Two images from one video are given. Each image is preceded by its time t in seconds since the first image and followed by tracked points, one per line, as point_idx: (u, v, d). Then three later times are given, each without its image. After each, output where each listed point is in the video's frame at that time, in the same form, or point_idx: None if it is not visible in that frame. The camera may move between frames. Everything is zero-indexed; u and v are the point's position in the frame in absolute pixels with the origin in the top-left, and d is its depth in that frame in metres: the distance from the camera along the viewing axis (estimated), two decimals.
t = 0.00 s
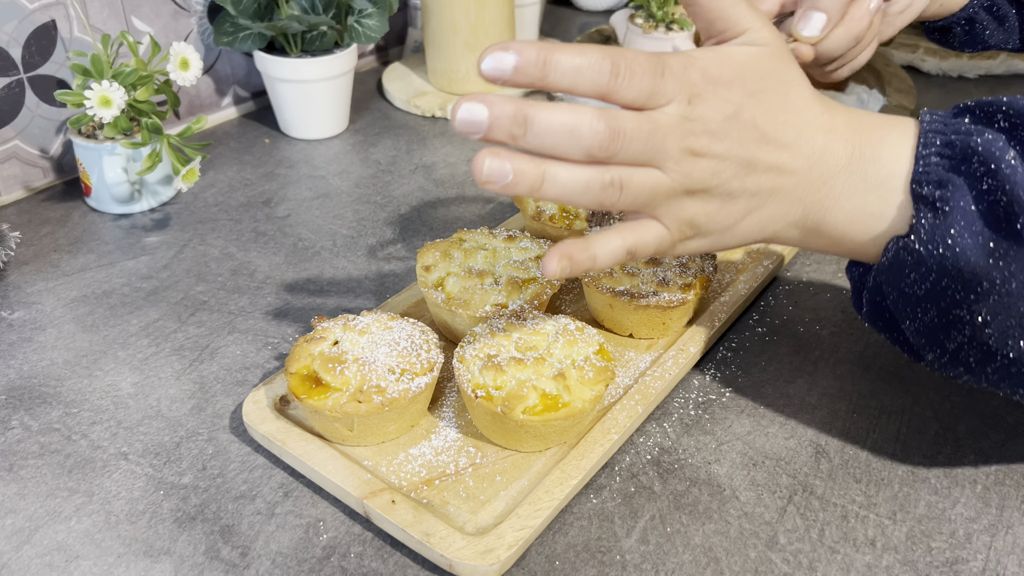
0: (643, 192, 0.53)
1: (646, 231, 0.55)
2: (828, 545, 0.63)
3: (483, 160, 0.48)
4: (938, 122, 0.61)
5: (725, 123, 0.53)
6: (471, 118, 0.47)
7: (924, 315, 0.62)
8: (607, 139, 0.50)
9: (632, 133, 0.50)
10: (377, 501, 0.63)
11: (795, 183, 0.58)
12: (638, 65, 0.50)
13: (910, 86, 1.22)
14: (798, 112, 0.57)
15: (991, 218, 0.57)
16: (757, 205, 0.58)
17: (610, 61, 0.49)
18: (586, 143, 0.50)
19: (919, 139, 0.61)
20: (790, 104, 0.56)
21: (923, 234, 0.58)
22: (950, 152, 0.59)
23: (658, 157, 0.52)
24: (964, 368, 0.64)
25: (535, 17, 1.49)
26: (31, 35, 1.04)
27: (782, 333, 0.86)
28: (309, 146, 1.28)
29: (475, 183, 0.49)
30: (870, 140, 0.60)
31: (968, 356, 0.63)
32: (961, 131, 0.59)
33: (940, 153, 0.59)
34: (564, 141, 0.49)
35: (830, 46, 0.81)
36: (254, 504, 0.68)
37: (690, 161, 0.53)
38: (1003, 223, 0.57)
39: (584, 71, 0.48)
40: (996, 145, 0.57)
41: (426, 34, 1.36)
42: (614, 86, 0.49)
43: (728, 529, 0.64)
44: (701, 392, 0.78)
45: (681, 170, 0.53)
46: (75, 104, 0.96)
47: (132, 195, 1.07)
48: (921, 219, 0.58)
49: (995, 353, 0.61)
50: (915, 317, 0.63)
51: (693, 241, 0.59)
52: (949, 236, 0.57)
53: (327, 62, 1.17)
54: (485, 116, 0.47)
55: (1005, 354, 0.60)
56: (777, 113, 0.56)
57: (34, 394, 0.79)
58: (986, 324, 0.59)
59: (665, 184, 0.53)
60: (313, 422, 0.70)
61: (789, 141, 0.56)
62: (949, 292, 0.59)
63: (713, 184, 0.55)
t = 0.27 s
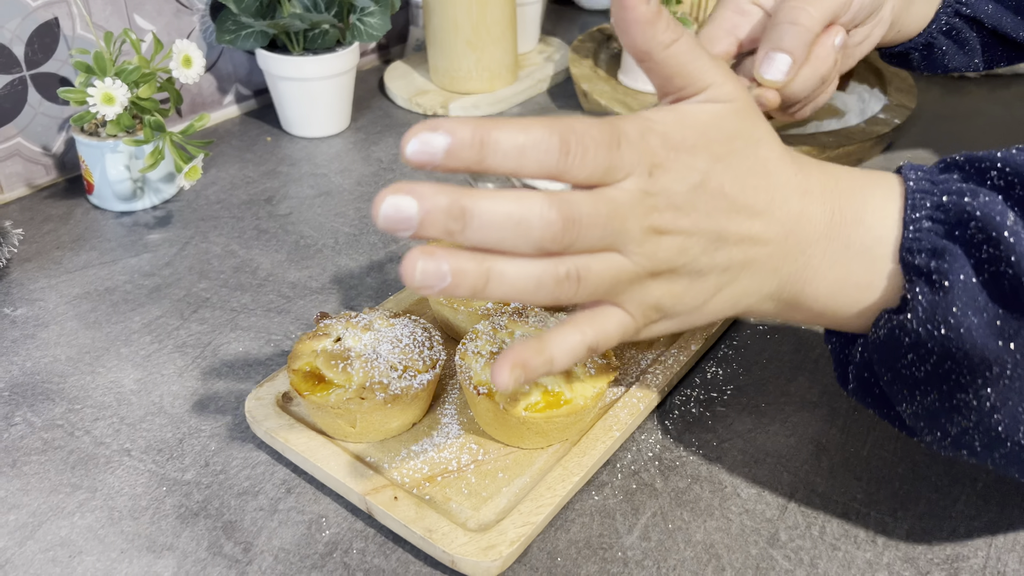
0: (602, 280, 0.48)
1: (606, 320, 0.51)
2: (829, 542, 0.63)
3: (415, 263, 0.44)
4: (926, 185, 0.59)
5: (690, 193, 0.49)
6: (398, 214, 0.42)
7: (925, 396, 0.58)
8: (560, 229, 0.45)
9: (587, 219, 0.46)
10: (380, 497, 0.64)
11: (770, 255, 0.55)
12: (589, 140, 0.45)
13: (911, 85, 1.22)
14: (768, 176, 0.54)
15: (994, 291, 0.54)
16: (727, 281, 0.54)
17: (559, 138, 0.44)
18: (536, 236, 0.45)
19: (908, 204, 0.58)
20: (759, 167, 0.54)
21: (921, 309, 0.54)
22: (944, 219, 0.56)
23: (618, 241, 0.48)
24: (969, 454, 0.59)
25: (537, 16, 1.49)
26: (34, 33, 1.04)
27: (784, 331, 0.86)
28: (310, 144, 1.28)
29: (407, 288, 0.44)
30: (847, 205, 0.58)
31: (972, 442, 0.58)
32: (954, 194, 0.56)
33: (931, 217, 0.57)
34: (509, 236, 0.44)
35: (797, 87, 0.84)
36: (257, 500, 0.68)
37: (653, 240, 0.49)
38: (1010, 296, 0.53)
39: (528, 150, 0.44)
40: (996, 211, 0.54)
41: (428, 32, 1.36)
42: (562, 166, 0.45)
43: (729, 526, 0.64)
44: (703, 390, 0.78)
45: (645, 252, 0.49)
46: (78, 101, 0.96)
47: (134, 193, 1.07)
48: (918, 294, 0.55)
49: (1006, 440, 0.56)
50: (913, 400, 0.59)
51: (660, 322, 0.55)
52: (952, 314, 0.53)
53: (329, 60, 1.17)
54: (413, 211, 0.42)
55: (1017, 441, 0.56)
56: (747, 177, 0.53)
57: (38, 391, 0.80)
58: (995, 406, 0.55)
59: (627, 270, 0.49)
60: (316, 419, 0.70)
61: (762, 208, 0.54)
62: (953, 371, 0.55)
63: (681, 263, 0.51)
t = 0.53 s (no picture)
0: (510, 361, 0.47)
1: (521, 407, 0.49)
2: (833, 541, 0.62)
3: (270, 364, 0.40)
4: (876, 229, 0.58)
5: (609, 256, 0.49)
6: (241, 306, 0.38)
7: (899, 471, 0.55)
8: (453, 310, 0.43)
9: (485, 295, 0.44)
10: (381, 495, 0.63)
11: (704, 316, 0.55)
12: (482, 207, 0.43)
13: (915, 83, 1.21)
14: (694, 228, 0.54)
15: (964, 346, 0.53)
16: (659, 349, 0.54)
17: (444, 201, 0.42)
18: (421, 321, 0.42)
19: (859, 251, 0.57)
20: (686, 218, 0.53)
21: (887, 373, 0.53)
22: (900, 267, 0.55)
23: (530, 317, 0.47)
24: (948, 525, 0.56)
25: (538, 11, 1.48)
26: (34, 28, 1.03)
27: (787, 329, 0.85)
28: (311, 140, 1.28)
29: (261, 393, 0.41)
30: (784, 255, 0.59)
31: (950, 515, 0.55)
32: (908, 238, 0.55)
33: (885, 266, 0.56)
34: (389, 319, 0.42)
35: (757, 113, 0.89)
36: (257, 498, 0.68)
37: (567, 311, 0.48)
38: (981, 352, 0.52)
39: (406, 218, 0.41)
40: (956, 257, 0.53)
41: (430, 28, 1.35)
42: (450, 235, 0.43)
43: (733, 525, 0.64)
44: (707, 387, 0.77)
45: (560, 325, 0.48)
46: (78, 96, 0.96)
47: (134, 189, 1.07)
48: (884, 357, 0.53)
49: (988, 513, 0.54)
50: (883, 473, 0.56)
51: (586, 400, 0.54)
52: (919, 376, 0.52)
53: (330, 56, 1.16)
54: (266, 302, 0.39)
55: (1000, 515, 0.53)
56: (671, 233, 0.52)
57: (36, 387, 0.79)
58: (976, 476, 0.53)
59: (540, 348, 0.48)
60: (317, 416, 0.69)
61: (693, 266, 0.53)
62: (928, 443, 0.53)
63: (602, 334, 0.50)
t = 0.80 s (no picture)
0: (423, 372, 0.49)
1: (441, 417, 0.51)
2: (836, 539, 0.62)
3: (161, 381, 0.42)
4: (809, 232, 0.59)
5: (528, 265, 0.51)
6: (131, 323, 0.40)
7: (837, 478, 0.55)
8: (354, 320, 0.44)
9: (391, 305, 0.45)
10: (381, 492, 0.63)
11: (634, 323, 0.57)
12: (388, 215, 0.45)
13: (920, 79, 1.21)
14: (622, 233, 0.56)
15: (896, 350, 0.53)
16: (587, 356, 0.56)
17: (345, 210, 0.44)
18: (321, 333, 0.44)
19: (792, 255, 0.58)
20: (614, 221, 0.56)
21: (817, 377, 0.53)
22: (832, 271, 0.56)
23: (444, 329, 0.48)
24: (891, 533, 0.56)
25: (540, 7, 1.48)
26: (33, 22, 1.03)
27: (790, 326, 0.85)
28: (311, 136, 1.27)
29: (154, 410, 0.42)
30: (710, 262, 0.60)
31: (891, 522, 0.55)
32: (841, 243, 0.56)
33: (817, 270, 0.56)
34: (287, 327, 0.43)
35: (688, 103, 0.91)
36: (256, 495, 0.67)
37: (485, 319, 0.50)
38: (913, 355, 0.53)
39: (305, 227, 0.44)
40: (884, 260, 0.54)
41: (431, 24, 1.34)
42: (354, 243, 0.45)
43: (735, 523, 0.63)
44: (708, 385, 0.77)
45: (477, 335, 0.50)
46: (77, 91, 0.96)
47: (133, 184, 1.06)
48: (815, 363, 0.54)
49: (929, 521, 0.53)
50: (822, 481, 0.56)
51: (514, 409, 0.56)
52: (851, 382, 0.52)
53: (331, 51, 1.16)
54: (154, 316, 0.40)
55: (939, 523, 0.53)
56: (597, 238, 0.54)
57: (35, 383, 0.79)
58: (914, 485, 0.52)
59: (459, 357, 0.50)
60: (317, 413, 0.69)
61: (620, 272, 0.55)
62: (865, 450, 0.53)
63: (525, 342, 0.52)
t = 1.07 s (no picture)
0: (379, 369, 0.47)
1: (397, 413, 0.49)
2: (839, 538, 0.62)
3: (119, 375, 0.40)
4: (765, 231, 0.56)
5: (487, 265, 0.49)
6: (93, 319, 0.39)
7: (788, 473, 0.54)
8: (306, 318, 0.43)
9: (345, 303, 0.44)
10: (384, 491, 0.63)
11: (593, 322, 0.55)
12: (342, 216, 0.44)
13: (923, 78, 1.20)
14: (581, 233, 0.54)
15: (845, 351, 0.51)
16: (547, 354, 0.54)
17: (298, 210, 0.43)
18: (275, 330, 0.43)
19: (746, 255, 0.55)
20: (572, 223, 0.53)
21: (764, 375, 0.51)
22: (786, 271, 0.54)
23: (400, 326, 0.47)
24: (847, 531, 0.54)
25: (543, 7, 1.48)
26: (36, 21, 1.03)
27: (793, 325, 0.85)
28: (314, 135, 1.27)
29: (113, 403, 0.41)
30: (672, 265, 0.57)
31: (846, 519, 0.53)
32: (794, 242, 0.54)
33: (771, 269, 0.54)
34: (238, 321, 0.42)
35: (674, 118, 0.90)
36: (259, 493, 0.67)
37: (443, 318, 0.48)
38: (861, 357, 0.50)
39: (260, 227, 0.42)
40: (836, 259, 0.52)
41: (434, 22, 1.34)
42: (308, 243, 0.44)
43: (737, 522, 0.63)
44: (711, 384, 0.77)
45: (434, 332, 0.48)
46: (80, 90, 0.96)
47: (136, 183, 1.06)
48: (763, 360, 0.52)
49: (880, 518, 0.51)
50: (776, 477, 0.55)
51: (475, 405, 0.54)
52: (798, 381, 0.50)
53: (334, 51, 1.16)
54: (113, 314, 0.39)
55: (891, 518, 0.51)
56: (556, 238, 0.52)
57: (38, 381, 0.79)
58: (862, 484, 0.50)
59: (416, 354, 0.48)
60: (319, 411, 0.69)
61: (580, 273, 0.53)
62: (813, 448, 0.51)
63: (483, 340, 0.50)
